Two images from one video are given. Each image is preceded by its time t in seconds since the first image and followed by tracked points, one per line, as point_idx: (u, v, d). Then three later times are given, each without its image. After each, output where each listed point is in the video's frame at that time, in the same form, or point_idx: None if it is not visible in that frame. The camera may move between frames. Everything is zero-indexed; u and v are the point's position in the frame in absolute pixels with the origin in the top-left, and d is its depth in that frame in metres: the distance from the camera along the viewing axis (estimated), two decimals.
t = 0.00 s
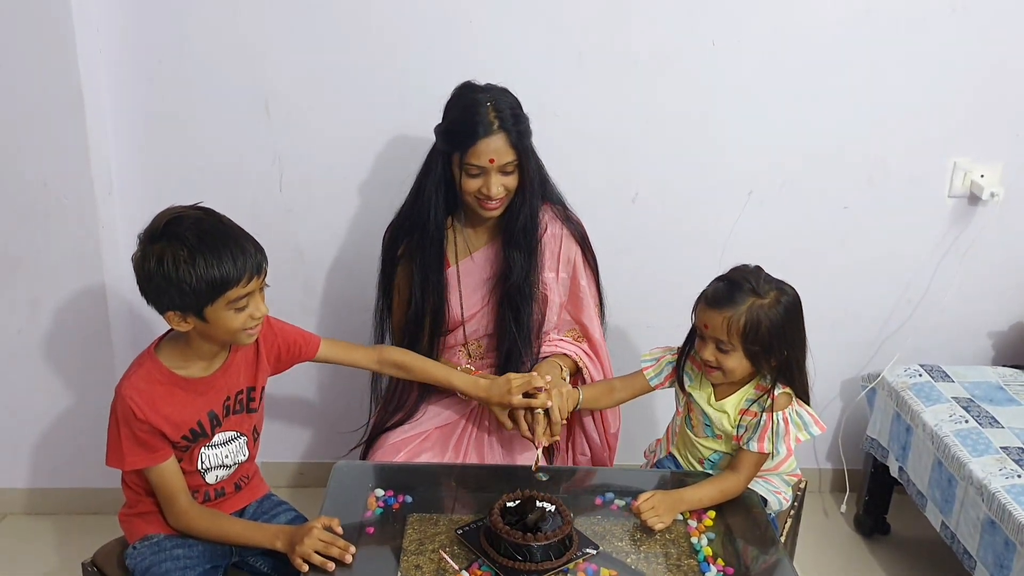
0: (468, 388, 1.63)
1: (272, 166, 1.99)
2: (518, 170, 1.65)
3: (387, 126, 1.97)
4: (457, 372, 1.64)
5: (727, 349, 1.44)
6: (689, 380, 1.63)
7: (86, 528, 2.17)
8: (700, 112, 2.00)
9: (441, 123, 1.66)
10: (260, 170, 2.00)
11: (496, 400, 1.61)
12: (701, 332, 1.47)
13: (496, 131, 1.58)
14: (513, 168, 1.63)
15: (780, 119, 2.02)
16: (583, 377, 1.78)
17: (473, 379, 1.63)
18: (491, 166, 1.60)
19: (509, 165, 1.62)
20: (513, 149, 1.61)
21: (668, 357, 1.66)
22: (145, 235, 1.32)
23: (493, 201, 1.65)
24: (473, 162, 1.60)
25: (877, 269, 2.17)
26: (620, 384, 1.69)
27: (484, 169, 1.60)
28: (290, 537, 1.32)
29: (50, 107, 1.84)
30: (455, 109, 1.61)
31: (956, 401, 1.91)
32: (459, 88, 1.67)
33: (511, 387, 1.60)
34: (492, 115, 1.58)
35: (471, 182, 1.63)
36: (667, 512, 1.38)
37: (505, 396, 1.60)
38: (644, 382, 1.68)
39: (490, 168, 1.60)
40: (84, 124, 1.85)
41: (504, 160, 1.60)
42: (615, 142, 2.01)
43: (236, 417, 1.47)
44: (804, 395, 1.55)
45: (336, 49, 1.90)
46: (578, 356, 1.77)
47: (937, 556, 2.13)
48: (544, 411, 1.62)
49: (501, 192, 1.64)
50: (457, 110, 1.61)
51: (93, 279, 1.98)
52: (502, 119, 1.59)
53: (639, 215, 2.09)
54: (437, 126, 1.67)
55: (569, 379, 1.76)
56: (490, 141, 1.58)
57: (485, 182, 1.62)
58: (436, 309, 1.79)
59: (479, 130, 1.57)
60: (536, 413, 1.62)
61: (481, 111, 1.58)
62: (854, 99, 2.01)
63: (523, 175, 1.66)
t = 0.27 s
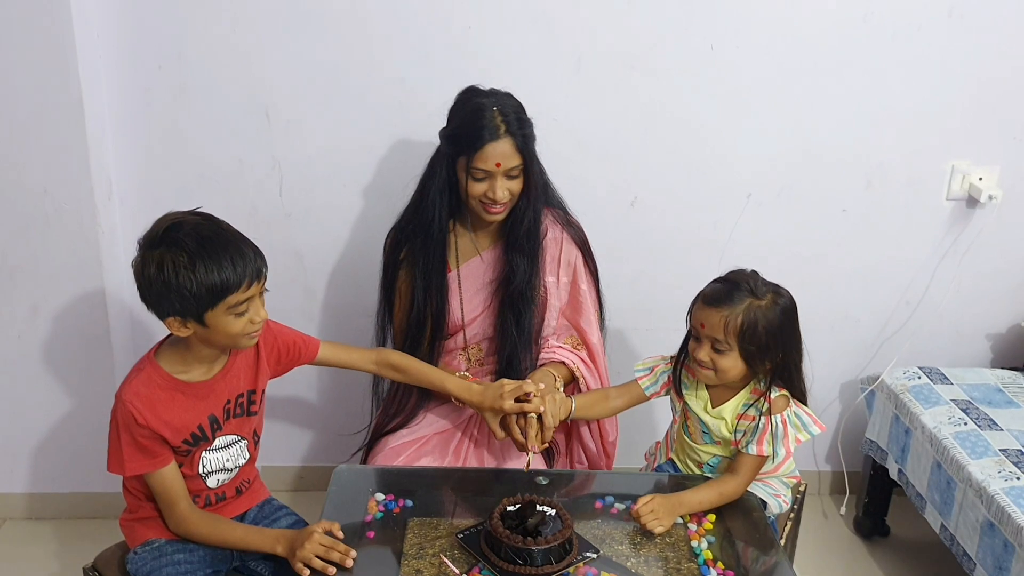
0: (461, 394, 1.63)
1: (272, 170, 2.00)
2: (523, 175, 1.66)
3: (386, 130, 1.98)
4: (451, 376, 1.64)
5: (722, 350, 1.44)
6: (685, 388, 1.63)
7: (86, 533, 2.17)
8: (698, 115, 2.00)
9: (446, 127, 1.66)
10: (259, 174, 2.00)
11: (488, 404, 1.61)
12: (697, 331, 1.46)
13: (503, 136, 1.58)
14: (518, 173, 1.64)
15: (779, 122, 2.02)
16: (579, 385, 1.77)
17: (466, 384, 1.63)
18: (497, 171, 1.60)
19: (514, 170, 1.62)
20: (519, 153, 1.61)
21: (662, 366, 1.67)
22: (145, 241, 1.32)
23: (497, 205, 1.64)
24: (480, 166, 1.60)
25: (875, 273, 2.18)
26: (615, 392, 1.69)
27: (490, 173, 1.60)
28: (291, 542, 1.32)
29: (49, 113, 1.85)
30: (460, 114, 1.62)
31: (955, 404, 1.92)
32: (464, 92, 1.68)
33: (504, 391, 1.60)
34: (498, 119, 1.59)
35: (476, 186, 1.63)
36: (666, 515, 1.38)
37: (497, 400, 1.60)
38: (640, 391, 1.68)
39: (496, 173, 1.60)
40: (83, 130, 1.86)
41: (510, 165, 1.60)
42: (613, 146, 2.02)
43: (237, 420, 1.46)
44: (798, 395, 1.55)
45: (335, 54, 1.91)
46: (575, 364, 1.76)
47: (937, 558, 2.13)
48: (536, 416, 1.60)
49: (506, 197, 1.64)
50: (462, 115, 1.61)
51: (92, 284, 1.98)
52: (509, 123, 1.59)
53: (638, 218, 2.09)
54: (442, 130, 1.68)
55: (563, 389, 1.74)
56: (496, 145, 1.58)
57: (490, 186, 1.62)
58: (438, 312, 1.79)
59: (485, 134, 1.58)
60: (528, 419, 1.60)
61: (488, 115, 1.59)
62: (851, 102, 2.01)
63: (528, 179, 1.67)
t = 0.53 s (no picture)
0: (449, 398, 1.62)
1: (269, 170, 1.99)
2: (531, 178, 1.66)
3: (384, 130, 1.98)
4: (438, 380, 1.64)
5: (699, 356, 1.45)
6: (668, 397, 1.62)
7: (84, 534, 2.16)
8: (696, 115, 2.00)
9: (454, 127, 1.65)
10: (257, 174, 2.00)
11: (472, 411, 1.60)
12: (672, 339, 1.47)
13: (515, 139, 1.58)
14: (527, 177, 1.63)
15: (777, 121, 2.02)
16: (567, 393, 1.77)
17: (452, 389, 1.63)
18: (507, 174, 1.59)
19: (524, 174, 1.62)
20: (530, 157, 1.61)
21: (645, 375, 1.65)
22: (142, 242, 1.31)
23: (505, 208, 1.64)
24: (490, 169, 1.60)
25: (873, 272, 2.18)
26: (598, 402, 1.67)
27: (500, 176, 1.60)
28: (289, 542, 1.32)
29: (46, 114, 1.84)
30: (470, 115, 1.60)
31: (953, 403, 1.91)
32: (473, 92, 1.67)
33: (489, 398, 1.59)
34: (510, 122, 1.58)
35: (485, 189, 1.62)
36: (663, 514, 1.38)
37: (481, 407, 1.59)
38: (624, 401, 1.67)
39: (506, 176, 1.60)
40: (81, 131, 1.86)
41: (520, 169, 1.60)
42: (612, 145, 2.02)
43: (234, 419, 1.46)
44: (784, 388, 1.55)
45: (333, 54, 1.91)
46: (563, 372, 1.76)
47: (936, 557, 2.13)
48: (520, 424, 1.58)
49: (515, 201, 1.64)
50: (473, 116, 1.60)
51: (90, 285, 1.98)
52: (520, 126, 1.59)
53: (636, 217, 2.09)
54: (450, 130, 1.67)
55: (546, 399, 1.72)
56: (508, 149, 1.57)
57: (500, 189, 1.61)
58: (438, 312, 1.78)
59: (497, 137, 1.57)
60: (512, 425, 1.58)
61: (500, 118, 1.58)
62: (849, 101, 2.01)
63: (535, 182, 1.67)
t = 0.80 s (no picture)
0: (435, 396, 1.59)
1: (266, 167, 1.99)
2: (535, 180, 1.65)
3: (380, 127, 1.97)
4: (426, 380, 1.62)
5: (671, 360, 1.44)
6: (648, 398, 1.61)
7: (82, 533, 2.16)
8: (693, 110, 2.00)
9: (457, 127, 1.65)
10: (253, 171, 1.99)
11: (456, 411, 1.57)
12: (642, 347, 1.46)
13: (521, 141, 1.57)
14: (530, 180, 1.62)
15: (774, 117, 2.01)
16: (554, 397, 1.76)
17: (438, 389, 1.61)
18: (511, 176, 1.58)
19: (528, 177, 1.61)
20: (534, 159, 1.60)
21: (625, 376, 1.64)
22: (137, 237, 1.31)
23: (507, 210, 1.63)
24: (494, 170, 1.59)
25: (871, 268, 2.17)
26: (580, 403, 1.65)
27: (504, 177, 1.59)
28: (286, 538, 1.31)
29: (42, 112, 1.84)
30: (475, 114, 1.59)
31: (952, 398, 1.91)
32: (476, 91, 1.66)
33: (474, 399, 1.57)
34: (517, 124, 1.57)
35: (489, 191, 1.61)
36: (659, 509, 1.38)
37: (466, 408, 1.57)
38: (606, 402, 1.65)
39: (510, 178, 1.59)
40: (77, 129, 1.85)
41: (525, 171, 1.59)
42: (609, 141, 2.01)
43: (231, 415, 1.45)
44: (763, 376, 1.56)
45: (329, 51, 1.90)
46: (551, 375, 1.75)
47: (935, 553, 2.13)
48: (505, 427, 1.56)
49: (517, 203, 1.63)
50: (478, 116, 1.59)
51: (87, 283, 1.97)
52: (526, 128, 1.58)
53: (634, 214, 2.09)
54: (453, 129, 1.66)
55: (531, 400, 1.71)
56: (513, 150, 1.56)
57: (502, 191, 1.61)
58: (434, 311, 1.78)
59: (502, 138, 1.56)
60: (497, 428, 1.56)
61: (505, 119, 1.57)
62: (847, 96, 2.01)
63: (538, 184, 1.66)
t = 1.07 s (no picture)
0: (431, 401, 1.59)
1: (265, 167, 1.99)
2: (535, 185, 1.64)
3: (380, 126, 1.97)
4: (422, 385, 1.61)
5: (655, 362, 1.44)
6: (637, 400, 1.61)
7: (81, 532, 2.16)
8: (693, 110, 2.00)
9: (456, 130, 1.63)
10: (253, 170, 1.99)
11: (454, 416, 1.57)
12: (625, 350, 1.45)
13: (522, 147, 1.56)
14: (531, 184, 1.62)
15: (774, 116, 2.01)
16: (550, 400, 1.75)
17: (433, 393, 1.60)
18: (512, 181, 1.58)
19: (528, 181, 1.60)
20: (535, 163, 1.59)
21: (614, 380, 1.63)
22: (135, 234, 1.30)
23: (507, 215, 1.63)
24: (495, 176, 1.58)
25: (871, 267, 2.17)
26: (571, 407, 1.66)
27: (505, 183, 1.58)
28: (286, 537, 1.31)
29: (41, 111, 1.84)
30: (475, 119, 1.58)
31: (951, 396, 1.91)
32: (475, 94, 1.65)
33: (471, 403, 1.57)
34: (517, 129, 1.56)
35: (489, 196, 1.60)
36: (659, 508, 1.38)
37: (463, 412, 1.57)
38: (597, 406, 1.65)
39: (511, 183, 1.58)
40: (76, 128, 1.85)
41: (525, 176, 1.58)
42: (609, 141, 2.01)
43: (230, 413, 1.45)
44: (751, 369, 1.56)
45: (329, 50, 1.90)
46: (547, 378, 1.75)
47: (935, 551, 2.13)
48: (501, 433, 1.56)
49: (518, 208, 1.62)
50: (479, 120, 1.58)
51: (86, 282, 1.97)
52: (526, 133, 1.57)
53: (634, 213, 2.09)
54: (452, 132, 1.65)
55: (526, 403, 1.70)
56: (514, 155, 1.55)
57: (503, 197, 1.60)
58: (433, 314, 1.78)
59: (503, 143, 1.55)
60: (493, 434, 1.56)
61: (506, 124, 1.56)
62: (847, 94, 2.01)
63: (537, 189, 1.66)
